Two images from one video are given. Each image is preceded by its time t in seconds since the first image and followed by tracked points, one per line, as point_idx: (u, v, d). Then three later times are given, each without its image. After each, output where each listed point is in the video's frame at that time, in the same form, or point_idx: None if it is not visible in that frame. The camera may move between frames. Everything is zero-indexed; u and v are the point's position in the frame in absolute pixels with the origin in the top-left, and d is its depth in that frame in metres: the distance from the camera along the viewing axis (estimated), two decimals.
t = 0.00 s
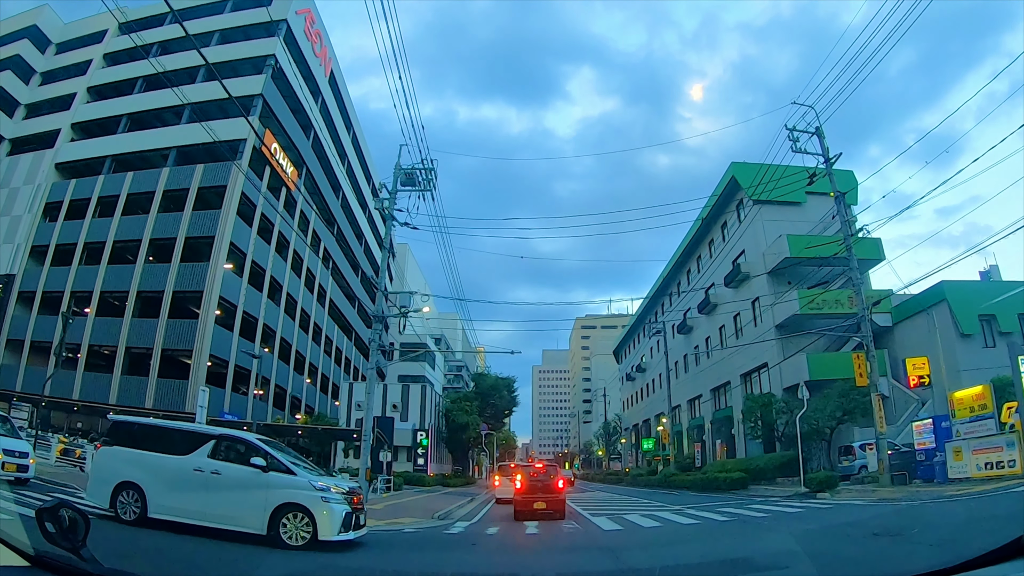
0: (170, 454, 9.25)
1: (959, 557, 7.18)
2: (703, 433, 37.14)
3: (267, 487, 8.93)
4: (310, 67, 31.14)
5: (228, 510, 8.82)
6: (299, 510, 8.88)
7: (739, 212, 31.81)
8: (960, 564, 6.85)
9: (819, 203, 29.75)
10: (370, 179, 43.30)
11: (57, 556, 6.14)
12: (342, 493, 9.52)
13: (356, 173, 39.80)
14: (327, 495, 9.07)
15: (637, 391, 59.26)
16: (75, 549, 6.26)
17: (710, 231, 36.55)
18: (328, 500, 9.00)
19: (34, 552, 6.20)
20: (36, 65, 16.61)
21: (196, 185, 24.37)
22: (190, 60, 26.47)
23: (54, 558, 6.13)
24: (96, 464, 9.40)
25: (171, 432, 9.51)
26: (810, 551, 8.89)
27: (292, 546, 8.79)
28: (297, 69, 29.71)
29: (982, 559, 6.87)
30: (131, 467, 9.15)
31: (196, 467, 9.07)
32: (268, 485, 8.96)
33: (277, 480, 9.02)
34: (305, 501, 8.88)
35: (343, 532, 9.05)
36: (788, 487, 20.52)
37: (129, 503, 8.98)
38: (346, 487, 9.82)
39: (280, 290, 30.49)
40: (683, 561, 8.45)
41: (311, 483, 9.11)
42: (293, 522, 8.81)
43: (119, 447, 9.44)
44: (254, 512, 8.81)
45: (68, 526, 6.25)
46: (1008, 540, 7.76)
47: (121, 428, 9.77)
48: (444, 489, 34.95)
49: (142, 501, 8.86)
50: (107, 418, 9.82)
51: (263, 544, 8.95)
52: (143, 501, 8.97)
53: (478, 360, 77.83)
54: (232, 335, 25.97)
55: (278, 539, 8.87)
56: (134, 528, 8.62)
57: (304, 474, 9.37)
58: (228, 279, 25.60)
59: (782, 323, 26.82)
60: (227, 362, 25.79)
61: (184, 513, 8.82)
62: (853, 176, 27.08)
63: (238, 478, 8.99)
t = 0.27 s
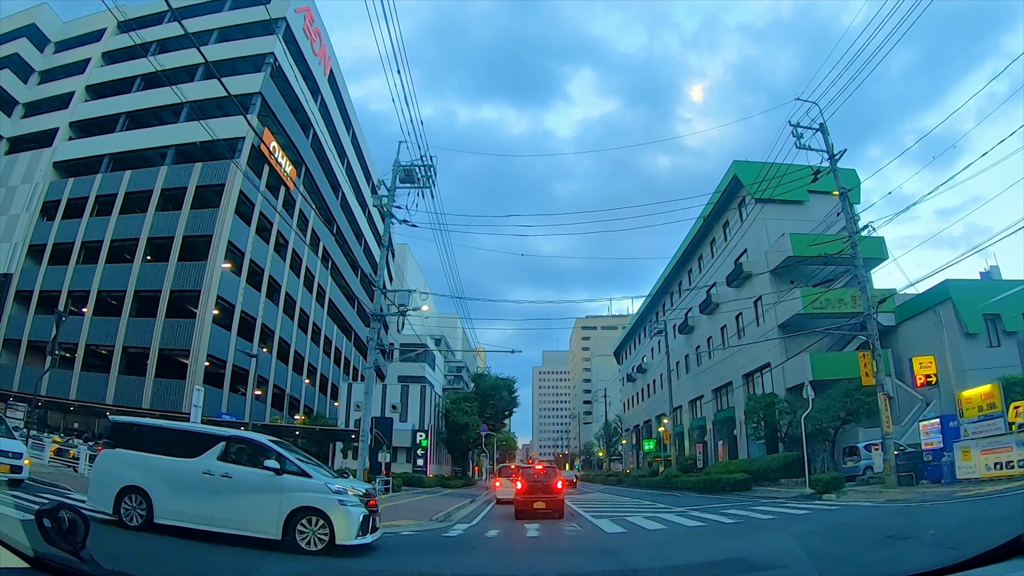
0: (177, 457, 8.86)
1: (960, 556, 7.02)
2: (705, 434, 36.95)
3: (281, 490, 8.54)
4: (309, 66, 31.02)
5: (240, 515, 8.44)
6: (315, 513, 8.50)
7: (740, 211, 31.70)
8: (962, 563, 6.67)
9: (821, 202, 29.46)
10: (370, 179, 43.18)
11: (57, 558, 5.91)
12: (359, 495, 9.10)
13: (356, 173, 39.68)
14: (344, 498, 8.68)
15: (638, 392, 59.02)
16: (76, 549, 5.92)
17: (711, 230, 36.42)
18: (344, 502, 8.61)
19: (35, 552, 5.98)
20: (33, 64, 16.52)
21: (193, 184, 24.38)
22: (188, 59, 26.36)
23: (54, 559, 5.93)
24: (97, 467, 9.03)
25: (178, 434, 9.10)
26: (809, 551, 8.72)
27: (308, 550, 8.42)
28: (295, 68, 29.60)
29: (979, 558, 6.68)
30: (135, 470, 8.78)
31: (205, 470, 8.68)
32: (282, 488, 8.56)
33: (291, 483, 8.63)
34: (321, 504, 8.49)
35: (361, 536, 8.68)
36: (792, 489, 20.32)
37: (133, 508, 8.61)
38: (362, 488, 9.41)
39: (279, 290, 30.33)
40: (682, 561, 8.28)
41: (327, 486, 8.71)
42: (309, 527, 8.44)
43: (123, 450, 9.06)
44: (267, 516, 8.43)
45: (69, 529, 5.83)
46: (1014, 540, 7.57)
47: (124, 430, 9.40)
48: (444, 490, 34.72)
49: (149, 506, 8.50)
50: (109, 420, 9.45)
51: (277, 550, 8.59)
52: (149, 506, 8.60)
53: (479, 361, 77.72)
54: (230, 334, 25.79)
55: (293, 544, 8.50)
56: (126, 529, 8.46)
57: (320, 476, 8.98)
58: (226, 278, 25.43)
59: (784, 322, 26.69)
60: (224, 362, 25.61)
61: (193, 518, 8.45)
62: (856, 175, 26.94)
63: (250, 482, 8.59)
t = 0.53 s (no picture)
0: (188, 460, 8.49)
1: (961, 557, 6.94)
2: (706, 435, 36.79)
3: (299, 495, 8.23)
4: (308, 65, 30.89)
5: (258, 520, 8.12)
6: (335, 519, 8.18)
7: (743, 210, 31.57)
8: (964, 564, 6.56)
9: (824, 201, 29.44)
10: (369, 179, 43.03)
11: (57, 559, 6.08)
12: (380, 499, 8.78)
13: (355, 172, 39.52)
14: (365, 502, 8.39)
15: (639, 393, 58.85)
16: (75, 548, 6.06)
17: (713, 230, 36.27)
18: (366, 507, 8.31)
19: (34, 553, 6.10)
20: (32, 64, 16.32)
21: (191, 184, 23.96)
22: (186, 58, 26.22)
23: (54, 560, 6.04)
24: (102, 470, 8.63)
25: (190, 436, 8.75)
26: (809, 551, 8.61)
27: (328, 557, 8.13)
28: (294, 67, 29.47)
29: (986, 558, 6.55)
30: (143, 474, 8.41)
31: (219, 474, 8.32)
32: (301, 493, 8.25)
33: (311, 487, 8.31)
34: (342, 509, 8.20)
35: (383, 541, 8.39)
36: (796, 490, 20.15)
37: (143, 513, 8.26)
38: (382, 491, 9.10)
39: (276, 290, 30.21)
40: (682, 562, 8.16)
41: (347, 490, 8.42)
42: (330, 532, 8.14)
43: (129, 453, 8.67)
44: (286, 522, 8.12)
45: (68, 527, 6.00)
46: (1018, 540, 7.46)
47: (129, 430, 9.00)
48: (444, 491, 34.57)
49: (159, 513, 8.18)
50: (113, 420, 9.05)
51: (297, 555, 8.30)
52: (160, 512, 8.26)
53: (479, 361, 77.58)
54: (228, 334, 25.61)
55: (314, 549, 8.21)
56: (123, 531, 8.31)
57: (340, 479, 8.66)
58: (224, 278, 25.24)
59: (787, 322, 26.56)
60: (222, 363, 25.46)
61: (207, 524, 8.13)
62: (859, 173, 26.82)
63: (267, 486, 8.26)
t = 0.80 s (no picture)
0: (206, 464, 8.22)
1: (960, 557, 6.83)
2: (707, 435, 36.62)
3: (324, 498, 7.99)
4: (306, 64, 30.74)
5: (280, 525, 7.86)
6: (362, 523, 7.96)
7: (744, 208, 31.44)
8: (961, 565, 6.44)
9: (826, 199, 29.34)
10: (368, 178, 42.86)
11: (57, 558, 6.01)
12: (405, 502, 8.57)
13: (354, 171, 39.35)
14: (391, 506, 8.19)
15: (639, 394, 58.70)
16: (74, 549, 6.04)
17: (714, 228, 36.13)
18: (393, 510, 8.11)
19: (33, 553, 6.01)
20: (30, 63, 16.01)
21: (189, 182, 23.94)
22: (184, 57, 26.06)
23: (55, 559, 5.97)
24: (113, 474, 8.32)
25: (207, 439, 8.47)
26: (809, 551, 8.48)
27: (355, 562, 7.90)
28: (292, 66, 29.33)
29: (983, 560, 6.41)
30: (158, 479, 8.12)
31: (239, 478, 8.07)
32: (326, 496, 8.01)
33: (335, 490, 8.07)
34: (368, 513, 7.97)
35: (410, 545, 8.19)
36: (799, 490, 19.98)
37: (156, 520, 7.96)
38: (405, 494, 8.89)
39: (275, 290, 30.07)
40: (682, 562, 8.02)
41: (374, 493, 8.20)
42: (356, 536, 7.92)
43: (142, 458, 8.36)
44: (310, 526, 7.87)
45: (68, 527, 5.99)
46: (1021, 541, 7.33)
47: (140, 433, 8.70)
48: (443, 492, 34.44)
49: (174, 519, 7.88)
50: (123, 422, 8.77)
51: (321, 561, 8.04)
52: (174, 519, 7.95)
53: (479, 361, 77.44)
54: (225, 334, 25.48)
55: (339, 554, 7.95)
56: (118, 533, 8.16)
57: (364, 482, 8.45)
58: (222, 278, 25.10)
59: (789, 321, 26.44)
60: (219, 363, 25.38)
61: (226, 530, 7.86)
62: (860, 171, 26.69)
63: (290, 490, 8.02)
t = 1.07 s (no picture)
0: (228, 467, 7.99)
1: (963, 556, 6.70)
2: (709, 435, 36.43)
3: (354, 501, 7.92)
4: (305, 62, 30.61)
5: (309, 530, 7.69)
6: (393, 526, 7.97)
7: (745, 207, 31.31)
8: (960, 565, 6.34)
9: (828, 197, 29.23)
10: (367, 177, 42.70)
11: (57, 557, 6.10)
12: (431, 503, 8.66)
13: (353, 170, 39.20)
14: (422, 508, 8.27)
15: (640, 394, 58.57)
16: (74, 549, 6.13)
17: (715, 226, 35.99)
18: (424, 513, 8.18)
19: (33, 553, 6.08)
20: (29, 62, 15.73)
21: (186, 181, 23.90)
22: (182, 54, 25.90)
23: (55, 559, 6.05)
24: (127, 479, 8.00)
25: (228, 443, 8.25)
26: (810, 550, 8.34)
27: (386, 565, 7.89)
28: (291, 64, 29.20)
29: (979, 560, 6.33)
30: (176, 483, 7.84)
31: (264, 481, 7.86)
32: (356, 499, 7.95)
33: (366, 493, 8.04)
34: (400, 515, 7.98)
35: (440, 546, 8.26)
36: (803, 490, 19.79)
37: (175, 526, 7.65)
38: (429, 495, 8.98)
39: (273, 289, 29.93)
40: (683, 563, 7.90)
41: (404, 496, 8.24)
42: (387, 539, 7.93)
43: (158, 463, 8.08)
44: (341, 530, 7.78)
45: (68, 527, 6.09)
46: None
47: (155, 436, 8.44)
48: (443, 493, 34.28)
49: (195, 523, 7.61)
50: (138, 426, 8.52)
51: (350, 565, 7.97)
52: (195, 525, 7.67)
53: (479, 361, 77.27)
54: (223, 333, 25.35)
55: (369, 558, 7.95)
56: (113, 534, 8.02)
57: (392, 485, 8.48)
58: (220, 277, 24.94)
59: (792, 320, 26.30)
60: (217, 363, 25.28)
61: (250, 535, 7.60)
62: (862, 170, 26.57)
63: (319, 493, 7.88)
